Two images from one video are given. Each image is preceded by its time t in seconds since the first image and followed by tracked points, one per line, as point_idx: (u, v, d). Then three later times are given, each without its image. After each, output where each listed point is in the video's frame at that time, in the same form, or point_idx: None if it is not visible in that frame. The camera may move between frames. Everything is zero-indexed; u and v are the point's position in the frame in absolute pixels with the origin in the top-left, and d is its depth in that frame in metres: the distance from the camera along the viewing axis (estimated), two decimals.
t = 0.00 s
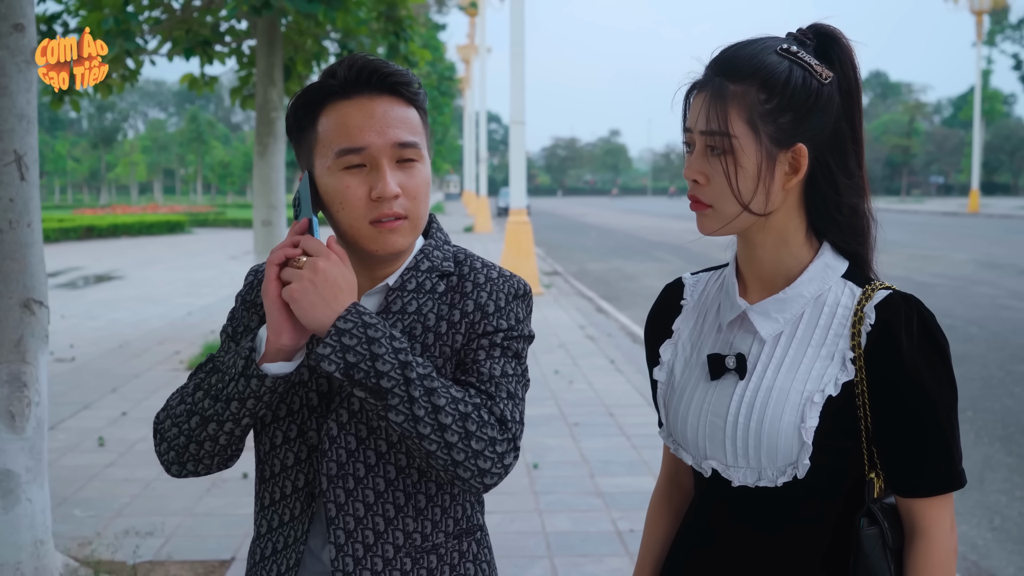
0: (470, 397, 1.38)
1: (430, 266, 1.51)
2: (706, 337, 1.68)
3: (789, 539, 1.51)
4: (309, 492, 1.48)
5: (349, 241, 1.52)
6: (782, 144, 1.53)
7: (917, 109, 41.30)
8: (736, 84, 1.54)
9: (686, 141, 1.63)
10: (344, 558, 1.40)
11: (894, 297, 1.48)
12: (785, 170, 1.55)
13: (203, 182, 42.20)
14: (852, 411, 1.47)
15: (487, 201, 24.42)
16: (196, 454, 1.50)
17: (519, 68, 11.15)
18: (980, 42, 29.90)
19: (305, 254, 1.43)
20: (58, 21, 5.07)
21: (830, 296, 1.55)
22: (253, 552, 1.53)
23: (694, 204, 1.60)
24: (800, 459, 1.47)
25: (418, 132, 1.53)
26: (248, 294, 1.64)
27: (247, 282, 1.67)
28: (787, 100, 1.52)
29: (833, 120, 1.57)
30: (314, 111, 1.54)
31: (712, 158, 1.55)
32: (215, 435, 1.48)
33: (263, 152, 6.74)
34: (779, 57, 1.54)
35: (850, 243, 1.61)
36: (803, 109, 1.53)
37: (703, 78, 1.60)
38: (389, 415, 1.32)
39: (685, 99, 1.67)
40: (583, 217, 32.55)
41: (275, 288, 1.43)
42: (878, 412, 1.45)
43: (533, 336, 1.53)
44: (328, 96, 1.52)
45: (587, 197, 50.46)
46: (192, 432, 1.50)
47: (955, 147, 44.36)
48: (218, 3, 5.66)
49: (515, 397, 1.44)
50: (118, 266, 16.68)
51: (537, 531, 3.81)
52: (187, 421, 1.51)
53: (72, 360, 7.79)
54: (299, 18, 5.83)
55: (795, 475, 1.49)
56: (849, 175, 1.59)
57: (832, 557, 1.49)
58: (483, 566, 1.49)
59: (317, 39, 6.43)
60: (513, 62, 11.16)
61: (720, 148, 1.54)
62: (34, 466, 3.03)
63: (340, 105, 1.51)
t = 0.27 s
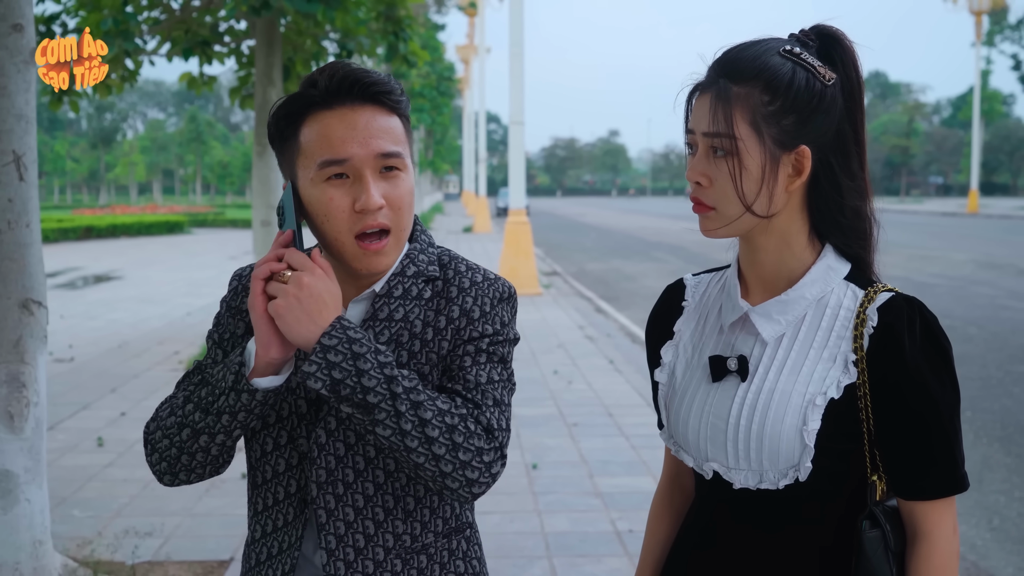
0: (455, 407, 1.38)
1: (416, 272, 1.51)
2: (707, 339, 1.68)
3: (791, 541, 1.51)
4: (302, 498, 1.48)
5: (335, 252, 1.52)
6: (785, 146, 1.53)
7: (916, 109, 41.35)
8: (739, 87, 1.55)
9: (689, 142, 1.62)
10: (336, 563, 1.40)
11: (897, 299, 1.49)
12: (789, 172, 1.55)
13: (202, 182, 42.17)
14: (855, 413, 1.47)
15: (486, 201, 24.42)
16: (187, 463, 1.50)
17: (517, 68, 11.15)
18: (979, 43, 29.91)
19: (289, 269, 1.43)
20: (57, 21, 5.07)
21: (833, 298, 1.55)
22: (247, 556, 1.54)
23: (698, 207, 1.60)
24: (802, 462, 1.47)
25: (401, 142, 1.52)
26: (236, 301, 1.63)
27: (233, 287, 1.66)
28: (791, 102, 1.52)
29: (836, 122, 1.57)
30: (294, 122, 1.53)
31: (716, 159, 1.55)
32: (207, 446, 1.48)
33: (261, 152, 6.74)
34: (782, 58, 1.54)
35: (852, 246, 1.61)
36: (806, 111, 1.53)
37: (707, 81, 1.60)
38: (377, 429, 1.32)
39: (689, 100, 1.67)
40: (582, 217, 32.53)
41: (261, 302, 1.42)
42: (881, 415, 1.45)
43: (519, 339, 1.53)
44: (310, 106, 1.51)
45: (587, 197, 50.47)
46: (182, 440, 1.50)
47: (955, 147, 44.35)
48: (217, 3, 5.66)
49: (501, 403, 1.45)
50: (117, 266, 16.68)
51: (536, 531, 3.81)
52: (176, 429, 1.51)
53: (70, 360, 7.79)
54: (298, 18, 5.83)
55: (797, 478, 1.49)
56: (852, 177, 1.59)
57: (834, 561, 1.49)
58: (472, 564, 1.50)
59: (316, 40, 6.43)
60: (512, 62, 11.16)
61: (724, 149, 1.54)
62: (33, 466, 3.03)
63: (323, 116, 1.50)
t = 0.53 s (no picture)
0: (459, 404, 1.38)
1: (424, 268, 1.51)
2: (705, 339, 1.68)
3: (790, 541, 1.51)
4: (311, 496, 1.48)
5: (341, 252, 1.53)
6: (786, 147, 1.53)
7: (915, 109, 41.37)
8: (740, 87, 1.54)
9: (689, 143, 1.62)
10: (344, 561, 1.40)
11: (896, 299, 1.49)
12: (788, 173, 1.55)
13: (202, 182, 42.17)
14: (854, 414, 1.47)
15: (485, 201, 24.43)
16: (198, 462, 1.51)
17: (517, 68, 11.14)
18: (978, 43, 29.92)
19: (294, 267, 1.44)
20: (56, 22, 5.07)
21: (832, 298, 1.55)
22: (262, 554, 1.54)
23: (697, 207, 1.60)
24: (801, 463, 1.47)
25: (404, 141, 1.52)
26: (247, 301, 1.64)
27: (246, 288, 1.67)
28: (791, 103, 1.52)
29: (836, 122, 1.57)
30: (297, 123, 1.53)
31: (715, 160, 1.56)
32: (218, 445, 1.48)
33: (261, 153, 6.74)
34: (782, 59, 1.54)
35: (853, 246, 1.61)
36: (807, 111, 1.53)
37: (706, 81, 1.60)
38: (379, 426, 1.33)
39: (688, 101, 1.67)
40: (581, 217, 32.53)
41: (266, 302, 1.43)
42: (880, 415, 1.45)
43: (528, 336, 1.52)
44: (313, 106, 1.51)
45: (586, 198, 50.48)
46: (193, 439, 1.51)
47: (954, 147, 44.35)
48: (216, 3, 5.65)
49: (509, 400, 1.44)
50: (117, 266, 16.69)
51: (535, 531, 3.81)
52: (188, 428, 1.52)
53: (70, 360, 7.79)
54: (298, 18, 5.83)
55: (796, 478, 1.49)
56: (853, 178, 1.60)
57: (832, 560, 1.49)
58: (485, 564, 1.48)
59: (316, 40, 6.43)
60: (511, 62, 11.15)
61: (723, 149, 1.54)
62: (33, 466, 3.03)
63: (326, 116, 1.50)
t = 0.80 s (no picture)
0: (480, 400, 1.38)
1: (444, 265, 1.51)
2: (696, 337, 1.68)
3: (781, 539, 1.51)
4: (330, 492, 1.48)
5: (362, 247, 1.53)
6: (779, 147, 1.53)
7: (915, 109, 41.38)
8: (734, 87, 1.54)
9: (683, 144, 1.62)
10: (363, 557, 1.40)
11: (888, 299, 1.49)
12: (782, 173, 1.56)
13: (201, 182, 42.16)
14: (845, 413, 1.48)
15: (484, 201, 24.40)
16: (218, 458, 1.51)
17: (516, 68, 11.14)
18: (978, 43, 29.93)
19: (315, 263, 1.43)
20: (55, 22, 5.07)
21: (824, 298, 1.56)
22: (280, 552, 1.54)
23: (691, 208, 1.60)
24: (792, 463, 1.47)
25: (428, 139, 1.51)
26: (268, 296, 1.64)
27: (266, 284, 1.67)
28: (784, 102, 1.53)
29: (830, 122, 1.57)
30: (321, 118, 1.53)
31: (711, 160, 1.55)
32: (238, 440, 1.48)
33: (260, 153, 6.74)
34: (776, 59, 1.54)
35: (847, 245, 1.61)
36: (800, 112, 1.53)
37: (700, 82, 1.60)
38: (399, 421, 1.33)
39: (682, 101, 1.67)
40: (580, 217, 32.53)
41: (287, 294, 1.43)
42: (871, 414, 1.46)
43: (548, 333, 1.52)
44: (337, 102, 1.51)
45: (586, 197, 50.49)
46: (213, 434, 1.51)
47: (954, 147, 44.34)
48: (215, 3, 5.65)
49: (529, 396, 1.44)
50: (117, 266, 16.69)
51: (535, 531, 3.81)
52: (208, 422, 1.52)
53: (69, 360, 7.79)
54: (297, 18, 5.83)
55: (787, 477, 1.49)
56: (846, 178, 1.60)
57: (821, 559, 1.49)
58: (503, 563, 1.48)
59: (315, 40, 6.43)
60: (511, 62, 11.15)
61: (717, 150, 1.54)
62: (32, 466, 3.03)
63: (350, 112, 1.50)
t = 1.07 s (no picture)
0: (494, 397, 1.38)
1: (456, 264, 1.51)
2: (685, 333, 1.68)
3: (769, 535, 1.52)
4: (342, 490, 1.48)
5: (373, 244, 1.53)
6: (771, 144, 1.54)
7: (915, 109, 41.38)
8: (725, 84, 1.55)
9: (675, 141, 1.63)
10: (374, 555, 1.40)
11: (877, 297, 1.49)
12: (774, 170, 1.57)
13: (201, 182, 42.16)
14: (834, 411, 1.48)
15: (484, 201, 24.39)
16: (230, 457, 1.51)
17: (516, 68, 11.14)
18: (977, 43, 29.94)
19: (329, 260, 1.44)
20: (55, 22, 5.07)
21: (814, 295, 1.56)
22: (290, 552, 1.54)
23: (682, 205, 1.60)
24: (781, 459, 1.48)
25: (440, 135, 1.51)
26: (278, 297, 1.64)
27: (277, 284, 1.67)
28: (775, 100, 1.53)
29: (821, 120, 1.58)
30: (333, 115, 1.54)
31: (701, 157, 1.56)
32: (250, 439, 1.48)
33: (260, 152, 6.74)
34: (767, 57, 1.55)
35: (835, 241, 1.62)
36: (792, 109, 1.54)
37: (689, 79, 1.61)
38: (414, 418, 1.33)
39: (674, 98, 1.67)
40: (580, 217, 32.52)
41: (302, 292, 1.43)
42: (859, 412, 1.47)
43: (559, 332, 1.52)
44: (349, 100, 1.51)
45: (585, 198, 50.49)
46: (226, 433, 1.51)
47: (954, 147, 44.35)
48: (215, 3, 5.66)
49: (542, 396, 1.44)
50: (116, 266, 16.69)
51: (534, 531, 3.82)
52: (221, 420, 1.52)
53: (69, 360, 7.79)
54: (296, 19, 5.83)
55: (776, 474, 1.49)
56: (837, 175, 1.61)
57: (809, 554, 1.50)
58: (514, 563, 1.48)
59: (315, 40, 6.43)
60: (511, 62, 11.15)
61: (706, 147, 1.55)
62: (31, 466, 3.03)
63: (363, 109, 1.50)
